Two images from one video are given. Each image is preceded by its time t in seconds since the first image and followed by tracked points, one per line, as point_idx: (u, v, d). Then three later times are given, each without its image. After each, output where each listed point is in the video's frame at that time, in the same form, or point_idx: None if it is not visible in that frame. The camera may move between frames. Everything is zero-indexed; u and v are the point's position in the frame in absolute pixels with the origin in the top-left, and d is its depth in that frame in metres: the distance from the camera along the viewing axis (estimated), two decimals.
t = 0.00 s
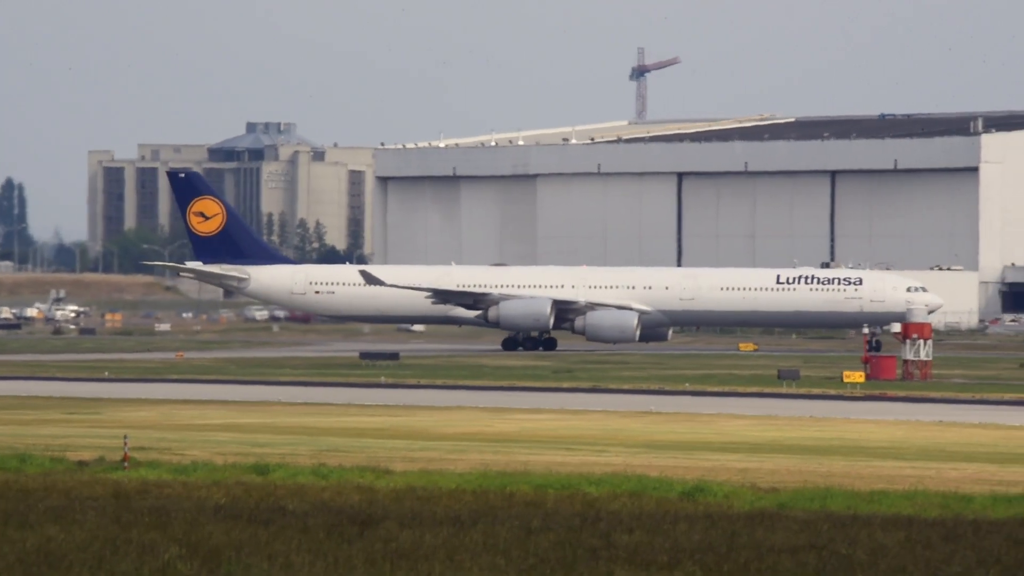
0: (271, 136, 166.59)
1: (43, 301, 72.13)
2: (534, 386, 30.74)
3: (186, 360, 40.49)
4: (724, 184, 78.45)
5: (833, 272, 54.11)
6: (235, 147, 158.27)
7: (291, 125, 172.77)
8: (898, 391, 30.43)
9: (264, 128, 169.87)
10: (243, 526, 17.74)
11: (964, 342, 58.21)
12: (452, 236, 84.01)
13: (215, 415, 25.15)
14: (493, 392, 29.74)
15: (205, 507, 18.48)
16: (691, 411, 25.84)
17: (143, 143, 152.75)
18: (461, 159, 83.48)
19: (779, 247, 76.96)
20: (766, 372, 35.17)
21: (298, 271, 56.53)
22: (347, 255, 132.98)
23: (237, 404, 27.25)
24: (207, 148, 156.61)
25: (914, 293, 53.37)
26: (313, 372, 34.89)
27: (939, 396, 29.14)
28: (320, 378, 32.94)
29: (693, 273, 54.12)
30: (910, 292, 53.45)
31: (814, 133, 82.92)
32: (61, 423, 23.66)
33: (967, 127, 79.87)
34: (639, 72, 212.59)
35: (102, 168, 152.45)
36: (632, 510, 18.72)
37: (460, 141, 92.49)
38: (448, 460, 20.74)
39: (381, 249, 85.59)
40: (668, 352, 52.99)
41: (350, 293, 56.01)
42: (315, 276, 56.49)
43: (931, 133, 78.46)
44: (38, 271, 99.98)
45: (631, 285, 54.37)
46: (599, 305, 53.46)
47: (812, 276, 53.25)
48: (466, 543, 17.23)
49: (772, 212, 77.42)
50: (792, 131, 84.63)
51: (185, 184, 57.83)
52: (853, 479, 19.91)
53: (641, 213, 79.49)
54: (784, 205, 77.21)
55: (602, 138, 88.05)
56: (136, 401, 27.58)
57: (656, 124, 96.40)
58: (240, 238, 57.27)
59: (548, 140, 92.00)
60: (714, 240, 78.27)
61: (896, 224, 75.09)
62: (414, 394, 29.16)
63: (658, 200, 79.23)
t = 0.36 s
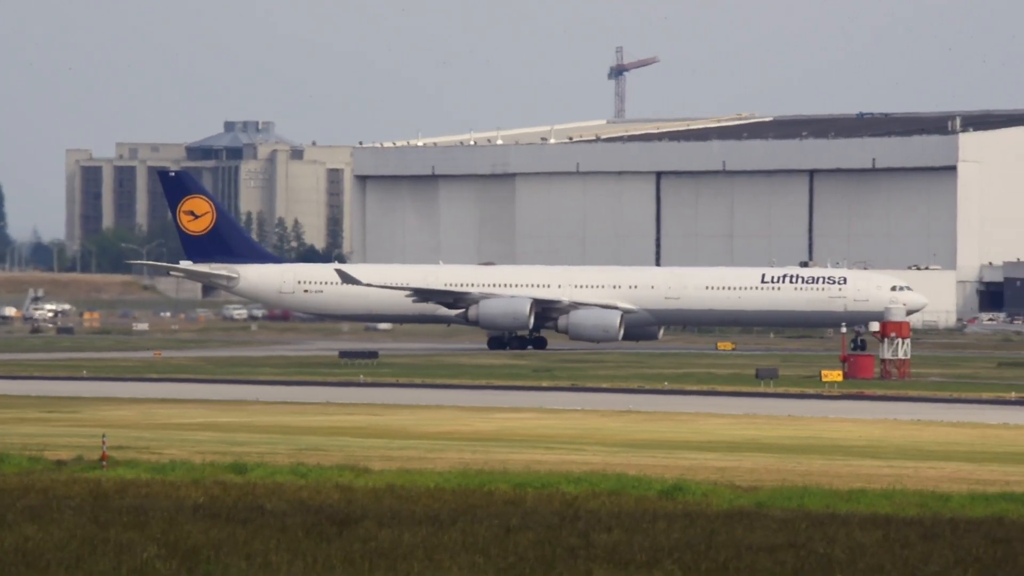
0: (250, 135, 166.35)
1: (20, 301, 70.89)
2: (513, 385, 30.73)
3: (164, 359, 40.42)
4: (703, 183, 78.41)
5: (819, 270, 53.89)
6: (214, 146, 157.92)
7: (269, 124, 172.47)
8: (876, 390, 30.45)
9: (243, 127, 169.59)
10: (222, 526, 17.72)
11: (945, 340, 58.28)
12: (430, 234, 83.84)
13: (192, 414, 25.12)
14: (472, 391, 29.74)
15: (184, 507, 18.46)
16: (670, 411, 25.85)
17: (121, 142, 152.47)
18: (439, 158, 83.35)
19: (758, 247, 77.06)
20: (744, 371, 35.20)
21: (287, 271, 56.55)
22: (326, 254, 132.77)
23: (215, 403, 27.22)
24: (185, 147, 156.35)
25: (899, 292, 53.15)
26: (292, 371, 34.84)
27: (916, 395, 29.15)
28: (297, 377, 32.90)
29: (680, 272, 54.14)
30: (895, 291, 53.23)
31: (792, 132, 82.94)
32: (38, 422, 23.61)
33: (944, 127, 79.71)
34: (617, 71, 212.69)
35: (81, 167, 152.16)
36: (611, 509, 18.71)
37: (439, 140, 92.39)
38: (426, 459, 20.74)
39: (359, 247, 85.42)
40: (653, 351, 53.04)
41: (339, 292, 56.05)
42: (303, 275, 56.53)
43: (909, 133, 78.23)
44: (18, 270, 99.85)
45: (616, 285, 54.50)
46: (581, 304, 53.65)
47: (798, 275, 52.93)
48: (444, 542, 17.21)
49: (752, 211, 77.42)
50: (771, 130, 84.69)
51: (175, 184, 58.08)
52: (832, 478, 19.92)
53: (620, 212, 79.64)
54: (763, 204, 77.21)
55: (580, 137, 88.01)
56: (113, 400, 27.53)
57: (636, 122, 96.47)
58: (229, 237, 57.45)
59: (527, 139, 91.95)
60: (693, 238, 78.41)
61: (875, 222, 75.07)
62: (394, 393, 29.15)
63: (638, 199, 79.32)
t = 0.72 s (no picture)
0: (238, 136, 166.45)
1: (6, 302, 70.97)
2: (500, 387, 30.77)
3: (151, 360, 40.45)
4: (690, 183, 78.33)
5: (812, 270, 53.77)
6: (201, 147, 158.06)
7: (256, 126, 172.68)
8: (864, 391, 30.45)
9: (231, 128, 169.75)
10: (209, 527, 17.71)
11: (936, 340, 58.31)
12: (417, 235, 83.71)
13: (180, 415, 25.16)
14: (460, 392, 29.78)
15: (172, 507, 18.46)
16: (658, 411, 25.87)
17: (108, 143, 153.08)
18: (427, 159, 83.32)
19: (746, 248, 76.89)
20: (731, 372, 35.26)
21: (284, 271, 56.72)
22: (314, 254, 132.78)
23: (203, 404, 27.24)
24: (172, 149, 156.51)
25: (892, 293, 53.01)
26: (280, 373, 34.85)
27: (903, 397, 29.17)
28: (286, 378, 32.90)
29: (675, 273, 54.17)
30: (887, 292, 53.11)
31: (780, 133, 82.87)
32: (26, 424, 23.63)
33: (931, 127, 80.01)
34: (605, 72, 212.73)
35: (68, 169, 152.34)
36: (598, 509, 18.72)
37: (426, 141, 92.47)
38: (414, 460, 20.75)
39: (346, 248, 85.02)
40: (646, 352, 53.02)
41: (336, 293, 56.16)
42: (301, 275, 56.69)
43: (896, 134, 78.61)
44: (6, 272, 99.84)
45: (610, 286, 54.51)
46: (573, 305, 53.86)
47: (791, 276, 52.79)
48: (432, 543, 17.21)
49: (740, 213, 77.31)
50: (759, 131, 84.71)
51: (174, 184, 58.12)
52: (819, 479, 19.94)
53: (608, 212, 79.63)
54: (751, 206, 77.16)
55: (568, 138, 88.04)
56: (101, 401, 27.56)
57: (624, 123, 96.56)
58: (228, 239, 57.62)
59: (515, 140, 92.07)
60: (681, 240, 78.18)
61: (862, 224, 75.05)
62: (384, 394, 29.18)
63: (626, 200, 79.28)
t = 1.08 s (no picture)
0: (229, 138, 166.45)
1: None
2: (492, 388, 30.77)
3: (143, 361, 40.41)
4: (682, 185, 78.35)
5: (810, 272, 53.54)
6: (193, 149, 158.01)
7: (248, 127, 172.88)
8: (855, 393, 30.48)
9: (222, 130, 169.76)
10: (201, 529, 17.70)
11: (930, 342, 58.27)
12: (410, 237, 83.72)
13: (171, 417, 25.15)
14: (452, 394, 29.77)
15: (164, 509, 18.45)
16: (649, 414, 25.87)
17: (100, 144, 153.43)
18: (419, 160, 83.27)
19: (738, 249, 76.85)
20: (722, 374, 35.28)
21: (287, 273, 57.09)
22: (306, 255, 132.88)
23: (195, 405, 27.21)
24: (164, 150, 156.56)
25: (889, 295, 52.82)
26: (272, 374, 34.77)
27: (894, 399, 29.11)
28: (278, 380, 32.85)
29: (675, 275, 54.20)
30: (885, 294, 52.93)
31: (771, 135, 82.86)
32: (16, 426, 23.60)
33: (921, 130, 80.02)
34: (597, 73, 212.52)
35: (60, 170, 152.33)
36: (590, 511, 18.71)
37: (418, 142, 92.37)
38: (405, 462, 20.75)
39: (339, 250, 85.30)
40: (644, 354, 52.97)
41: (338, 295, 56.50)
42: (304, 277, 57.06)
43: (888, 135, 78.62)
44: None
45: (610, 287, 54.62)
46: (570, 308, 53.97)
47: (790, 278, 52.58)
48: (423, 545, 17.19)
49: (732, 215, 77.28)
50: (750, 133, 84.65)
51: (178, 185, 58.09)
52: (810, 480, 19.94)
53: (600, 215, 79.56)
54: (744, 208, 77.13)
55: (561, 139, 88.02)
56: (93, 403, 27.55)
57: (615, 125, 96.56)
58: (233, 241, 57.75)
59: (507, 141, 92.02)
60: (673, 242, 78.28)
61: (854, 225, 75.06)
62: (376, 396, 29.18)
63: (618, 202, 79.25)
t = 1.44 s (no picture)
0: (215, 138, 166.29)
1: None
2: (477, 389, 30.80)
3: (127, 362, 40.35)
4: (666, 186, 78.42)
5: (800, 272, 53.43)
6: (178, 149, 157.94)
7: (233, 127, 172.87)
8: (840, 393, 30.55)
9: (207, 130, 169.60)
10: (186, 529, 17.68)
11: (916, 343, 58.36)
12: (395, 238, 83.80)
13: (156, 417, 25.13)
14: (438, 394, 29.78)
15: (149, 510, 18.42)
16: (634, 413, 25.87)
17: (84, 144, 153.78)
18: (405, 161, 83.37)
19: (722, 250, 76.79)
20: (708, 374, 35.31)
21: (284, 273, 57.39)
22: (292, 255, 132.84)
23: (181, 406, 27.20)
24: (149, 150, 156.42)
25: (878, 296, 52.76)
26: (258, 374, 34.75)
27: (877, 399, 29.13)
28: (263, 380, 32.84)
29: (667, 275, 54.20)
30: (873, 295, 52.86)
31: (756, 135, 82.90)
32: (1, 426, 23.57)
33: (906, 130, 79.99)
34: (582, 74, 212.62)
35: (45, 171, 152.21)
36: (576, 511, 18.71)
37: (403, 143, 92.35)
38: (391, 463, 20.75)
39: (324, 249, 85.67)
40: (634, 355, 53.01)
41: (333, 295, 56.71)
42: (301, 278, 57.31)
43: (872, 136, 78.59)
44: None
45: (602, 287, 54.68)
46: (560, 308, 54.04)
47: (780, 278, 52.48)
48: (408, 545, 17.17)
49: (716, 216, 77.24)
50: (735, 133, 84.67)
51: (177, 186, 58.64)
52: (795, 481, 19.96)
53: (585, 215, 79.59)
54: (727, 208, 77.10)
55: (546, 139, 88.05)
56: (78, 403, 27.51)
57: (600, 126, 96.65)
58: (231, 241, 58.10)
59: (491, 142, 92.00)
60: (658, 244, 78.24)
61: (839, 227, 75.12)
62: (362, 396, 29.18)
63: (603, 203, 79.32)
